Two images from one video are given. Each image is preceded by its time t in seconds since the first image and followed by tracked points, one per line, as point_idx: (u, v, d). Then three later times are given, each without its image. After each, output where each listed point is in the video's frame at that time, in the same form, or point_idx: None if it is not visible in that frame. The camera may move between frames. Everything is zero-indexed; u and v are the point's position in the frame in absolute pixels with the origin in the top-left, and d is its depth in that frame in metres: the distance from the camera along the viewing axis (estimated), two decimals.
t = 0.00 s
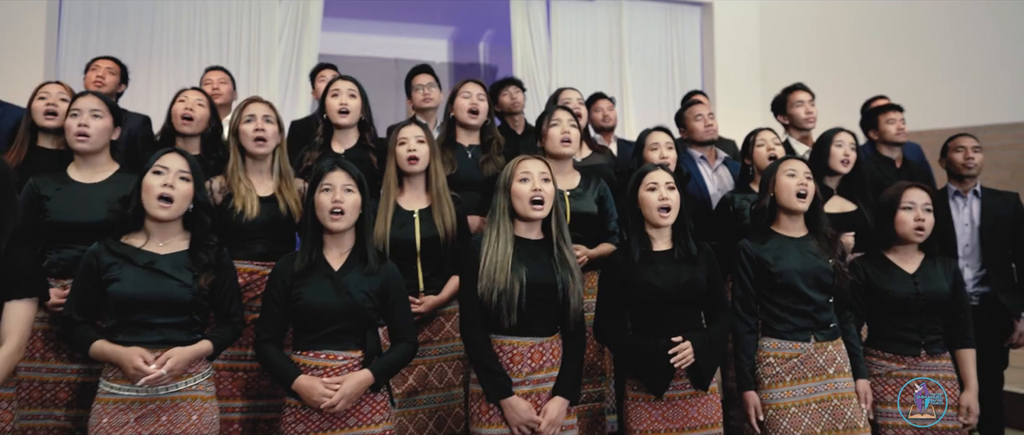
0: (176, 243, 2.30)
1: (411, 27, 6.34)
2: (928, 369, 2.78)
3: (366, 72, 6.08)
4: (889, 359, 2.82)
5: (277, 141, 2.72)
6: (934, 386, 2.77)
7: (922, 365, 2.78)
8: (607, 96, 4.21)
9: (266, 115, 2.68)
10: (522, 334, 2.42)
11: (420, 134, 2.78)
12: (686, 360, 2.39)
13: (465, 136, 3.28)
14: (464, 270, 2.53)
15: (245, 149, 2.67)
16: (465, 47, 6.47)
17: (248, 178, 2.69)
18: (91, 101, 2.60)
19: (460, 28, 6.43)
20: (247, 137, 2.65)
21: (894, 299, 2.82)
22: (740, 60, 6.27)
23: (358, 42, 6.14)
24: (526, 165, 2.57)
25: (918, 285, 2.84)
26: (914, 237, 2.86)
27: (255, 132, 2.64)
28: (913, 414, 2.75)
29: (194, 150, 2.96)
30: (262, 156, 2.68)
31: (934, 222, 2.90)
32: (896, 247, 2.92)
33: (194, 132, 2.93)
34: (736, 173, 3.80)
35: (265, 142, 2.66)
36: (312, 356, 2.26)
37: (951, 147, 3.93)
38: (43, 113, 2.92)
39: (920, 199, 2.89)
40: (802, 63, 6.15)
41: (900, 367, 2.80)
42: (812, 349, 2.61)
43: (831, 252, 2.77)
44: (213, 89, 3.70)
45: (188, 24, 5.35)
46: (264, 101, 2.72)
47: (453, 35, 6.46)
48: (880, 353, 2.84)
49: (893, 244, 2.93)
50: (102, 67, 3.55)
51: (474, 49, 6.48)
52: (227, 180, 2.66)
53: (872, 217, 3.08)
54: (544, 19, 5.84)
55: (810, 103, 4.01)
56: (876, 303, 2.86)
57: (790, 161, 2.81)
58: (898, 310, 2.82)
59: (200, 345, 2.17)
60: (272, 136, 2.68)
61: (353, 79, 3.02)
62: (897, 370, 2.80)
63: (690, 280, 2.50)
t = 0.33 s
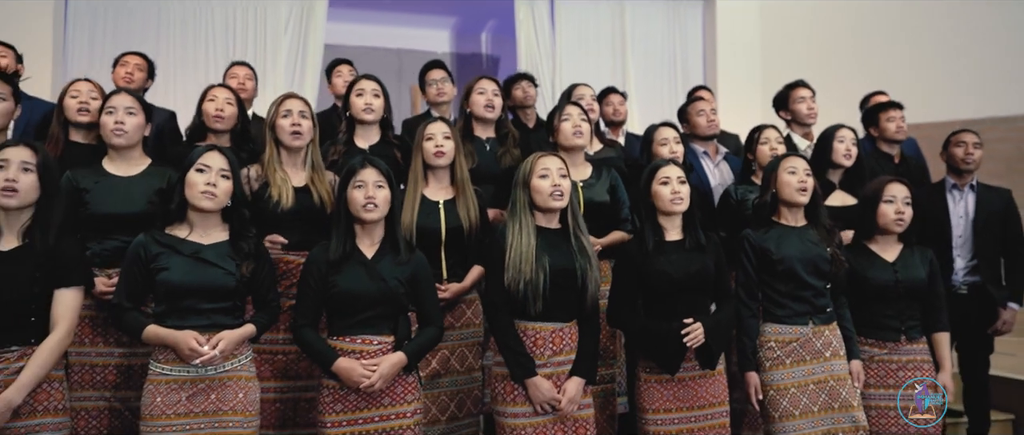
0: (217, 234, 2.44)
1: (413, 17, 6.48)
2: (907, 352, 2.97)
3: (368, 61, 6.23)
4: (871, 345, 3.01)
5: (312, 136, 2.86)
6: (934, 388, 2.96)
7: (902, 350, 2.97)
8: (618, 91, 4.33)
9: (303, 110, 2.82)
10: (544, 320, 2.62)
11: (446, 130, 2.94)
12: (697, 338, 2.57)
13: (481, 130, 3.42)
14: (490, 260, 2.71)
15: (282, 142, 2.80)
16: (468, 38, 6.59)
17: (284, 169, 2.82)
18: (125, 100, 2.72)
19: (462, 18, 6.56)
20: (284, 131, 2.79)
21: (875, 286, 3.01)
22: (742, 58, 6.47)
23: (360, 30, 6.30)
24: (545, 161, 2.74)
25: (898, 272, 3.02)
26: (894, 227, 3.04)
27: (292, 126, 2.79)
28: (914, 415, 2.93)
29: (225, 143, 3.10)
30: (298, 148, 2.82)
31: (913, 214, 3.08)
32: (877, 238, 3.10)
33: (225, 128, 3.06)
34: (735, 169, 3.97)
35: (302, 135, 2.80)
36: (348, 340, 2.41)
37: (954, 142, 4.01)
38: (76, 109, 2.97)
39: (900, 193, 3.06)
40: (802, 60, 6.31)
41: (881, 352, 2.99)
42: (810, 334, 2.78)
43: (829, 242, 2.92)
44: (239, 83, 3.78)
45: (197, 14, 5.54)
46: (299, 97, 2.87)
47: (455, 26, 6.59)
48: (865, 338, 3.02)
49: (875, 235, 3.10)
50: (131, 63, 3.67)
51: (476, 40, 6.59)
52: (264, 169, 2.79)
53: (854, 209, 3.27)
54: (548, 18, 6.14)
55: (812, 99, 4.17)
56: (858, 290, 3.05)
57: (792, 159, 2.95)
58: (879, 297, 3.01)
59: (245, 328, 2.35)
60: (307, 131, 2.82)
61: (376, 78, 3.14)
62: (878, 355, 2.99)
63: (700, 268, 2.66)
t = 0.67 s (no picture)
0: (256, 228, 2.66)
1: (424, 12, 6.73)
2: (896, 336, 3.22)
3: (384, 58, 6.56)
4: (862, 330, 3.26)
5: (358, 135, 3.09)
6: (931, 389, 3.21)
7: (891, 334, 3.22)
8: (627, 88, 4.54)
9: (351, 112, 3.04)
10: (561, 307, 2.85)
11: (470, 129, 3.15)
12: (710, 320, 2.82)
13: (502, 129, 3.66)
14: (511, 252, 2.93)
15: (331, 140, 3.04)
16: (479, 32, 6.81)
17: (333, 165, 3.06)
18: (178, 104, 2.95)
19: (473, 14, 6.82)
20: (333, 130, 3.02)
21: (866, 274, 3.24)
22: (742, 56, 6.54)
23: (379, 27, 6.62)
24: (563, 162, 2.97)
25: (888, 261, 3.25)
26: (885, 219, 3.25)
27: (340, 127, 3.01)
28: (914, 415, 3.18)
29: (264, 140, 3.25)
30: (345, 145, 3.05)
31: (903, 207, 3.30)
32: (869, 230, 3.31)
33: (264, 123, 3.21)
34: (737, 163, 4.19)
35: (350, 134, 3.03)
36: (384, 324, 2.64)
37: (952, 137, 4.19)
38: (126, 113, 3.21)
39: (892, 188, 3.27)
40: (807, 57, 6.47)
41: (872, 336, 3.23)
42: (810, 320, 3.01)
43: (825, 236, 3.16)
44: (277, 83, 3.91)
45: (218, 6, 5.84)
46: (347, 98, 3.08)
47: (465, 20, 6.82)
48: (857, 324, 3.26)
49: (866, 226, 3.32)
50: (177, 66, 3.91)
51: (487, 34, 6.82)
52: (316, 167, 3.03)
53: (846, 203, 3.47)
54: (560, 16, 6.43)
55: (821, 97, 4.36)
56: (849, 279, 3.28)
57: (792, 158, 3.16)
58: (869, 284, 3.24)
59: (284, 312, 2.58)
60: (356, 130, 3.04)
61: (405, 78, 3.35)
62: (868, 339, 3.23)
63: (706, 260, 2.89)
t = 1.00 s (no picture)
0: (294, 224, 2.86)
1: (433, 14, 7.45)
2: (887, 325, 3.47)
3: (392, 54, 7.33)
4: (855, 319, 3.49)
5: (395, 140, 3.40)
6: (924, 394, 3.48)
7: (882, 323, 3.47)
8: (637, 89, 4.76)
9: (391, 118, 3.35)
10: (578, 296, 3.09)
11: (492, 130, 3.39)
12: (711, 317, 3.03)
13: (523, 131, 4.01)
14: (530, 245, 3.16)
15: (372, 144, 3.36)
16: (485, 30, 7.55)
17: (372, 167, 3.38)
18: (227, 108, 3.45)
19: (478, 13, 7.52)
20: (374, 135, 3.33)
21: (857, 267, 3.48)
22: (741, 57, 7.23)
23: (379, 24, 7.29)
24: (579, 162, 3.19)
25: (881, 256, 3.49)
26: (877, 219, 3.49)
27: (381, 132, 3.33)
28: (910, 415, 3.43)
29: (305, 142, 3.48)
30: (384, 151, 3.37)
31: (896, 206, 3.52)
32: (863, 227, 3.56)
33: (305, 127, 3.43)
34: (744, 162, 4.40)
35: (388, 139, 3.34)
36: (418, 312, 2.87)
37: (948, 137, 4.40)
38: (174, 118, 3.57)
39: (886, 188, 3.50)
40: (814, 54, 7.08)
41: (863, 324, 3.48)
42: (812, 308, 3.27)
43: (823, 228, 3.39)
44: (308, 85, 4.11)
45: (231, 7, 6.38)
46: (388, 105, 3.39)
47: (473, 20, 7.54)
48: (853, 313, 3.50)
49: (860, 223, 3.55)
50: (213, 71, 4.16)
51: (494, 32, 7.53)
52: (356, 170, 3.35)
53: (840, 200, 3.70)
54: (565, 17, 6.92)
55: (837, 99, 4.58)
56: (845, 271, 3.51)
57: (788, 156, 3.39)
58: (862, 277, 3.48)
59: (324, 299, 2.81)
60: (393, 136, 3.36)
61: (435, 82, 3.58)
62: (860, 328, 3.48)
63: (713, 254, 3.12)
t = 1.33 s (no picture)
0: (341, 224, 3.09)
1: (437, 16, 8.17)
2: (882, 317, 3.72)
3: (392, 56, 7.97)
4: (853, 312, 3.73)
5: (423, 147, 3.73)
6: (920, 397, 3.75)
7: (877, 315, 3.71)
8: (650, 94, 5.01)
9: (419, 125, 3.68)
10: (593, 288, 3.33)
11: (513, 135, 3.63)
12: (723, 305, 3.28)
13: (537, 133, 4.24)
14: (548, 242, 3.39)
15: (401, 149, 3.69)
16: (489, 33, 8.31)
17: (400, 172, 3.72)
18: (262, 115, 3.78)
19: (482, 16, 8.26)
20: (403, 141, 3.66)
21: (856, 263, 3.72)
22: (741, 57, 7.91)
23: (393, 26, 7.99)
24: (592, 163, 3.42)
25: (877, 253, 3.74)
26: (875, 217, 3.72)
27: (409, 139, 3.65)
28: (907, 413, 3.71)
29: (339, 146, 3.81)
30: (412, 156, 3.71)
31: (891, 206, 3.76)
32: (861, 225, 3.80)
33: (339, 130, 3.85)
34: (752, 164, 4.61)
35: (415, 145, 3.67)
36: (446, 304, 3.09)
37: (940, 140, 4.61)
38: (209, 121, 3.84)
39: (882, 188, 3.72)
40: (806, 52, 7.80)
41: (860, 317, 3.72)
42: (812, 302, 3.52)
43: (824, 226, 3.63)
44: (333, 91, 4.36)
45: (248, 19, 7.31)
46: (417, 113, 3.72)
47: (476, 22, 8.29)
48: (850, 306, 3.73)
49: (859, 222, 3.79)
50: (241, 76, 4.39)
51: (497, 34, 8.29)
52: (385, 175, 3.71)
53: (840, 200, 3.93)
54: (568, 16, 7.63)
55: (844, 105, 4.85)
56: (845, 266, 3.74)
57: (789, 159, 3.63)
58: (859, 273, 3.73)
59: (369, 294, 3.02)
60: (420, 143, 3.68)
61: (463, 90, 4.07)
62: (857, 320, 3.71)
63: (724, 249, 3.37)
